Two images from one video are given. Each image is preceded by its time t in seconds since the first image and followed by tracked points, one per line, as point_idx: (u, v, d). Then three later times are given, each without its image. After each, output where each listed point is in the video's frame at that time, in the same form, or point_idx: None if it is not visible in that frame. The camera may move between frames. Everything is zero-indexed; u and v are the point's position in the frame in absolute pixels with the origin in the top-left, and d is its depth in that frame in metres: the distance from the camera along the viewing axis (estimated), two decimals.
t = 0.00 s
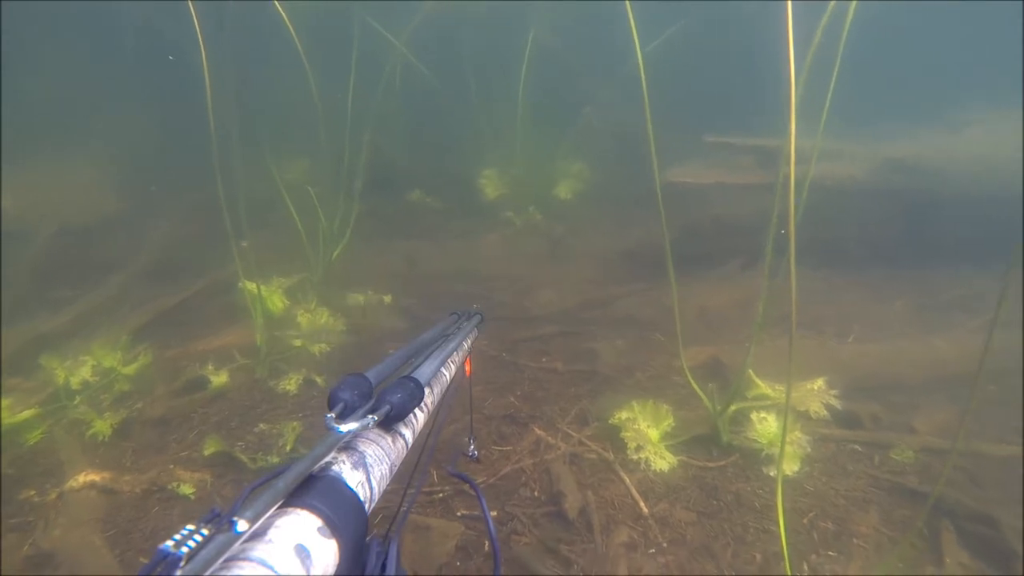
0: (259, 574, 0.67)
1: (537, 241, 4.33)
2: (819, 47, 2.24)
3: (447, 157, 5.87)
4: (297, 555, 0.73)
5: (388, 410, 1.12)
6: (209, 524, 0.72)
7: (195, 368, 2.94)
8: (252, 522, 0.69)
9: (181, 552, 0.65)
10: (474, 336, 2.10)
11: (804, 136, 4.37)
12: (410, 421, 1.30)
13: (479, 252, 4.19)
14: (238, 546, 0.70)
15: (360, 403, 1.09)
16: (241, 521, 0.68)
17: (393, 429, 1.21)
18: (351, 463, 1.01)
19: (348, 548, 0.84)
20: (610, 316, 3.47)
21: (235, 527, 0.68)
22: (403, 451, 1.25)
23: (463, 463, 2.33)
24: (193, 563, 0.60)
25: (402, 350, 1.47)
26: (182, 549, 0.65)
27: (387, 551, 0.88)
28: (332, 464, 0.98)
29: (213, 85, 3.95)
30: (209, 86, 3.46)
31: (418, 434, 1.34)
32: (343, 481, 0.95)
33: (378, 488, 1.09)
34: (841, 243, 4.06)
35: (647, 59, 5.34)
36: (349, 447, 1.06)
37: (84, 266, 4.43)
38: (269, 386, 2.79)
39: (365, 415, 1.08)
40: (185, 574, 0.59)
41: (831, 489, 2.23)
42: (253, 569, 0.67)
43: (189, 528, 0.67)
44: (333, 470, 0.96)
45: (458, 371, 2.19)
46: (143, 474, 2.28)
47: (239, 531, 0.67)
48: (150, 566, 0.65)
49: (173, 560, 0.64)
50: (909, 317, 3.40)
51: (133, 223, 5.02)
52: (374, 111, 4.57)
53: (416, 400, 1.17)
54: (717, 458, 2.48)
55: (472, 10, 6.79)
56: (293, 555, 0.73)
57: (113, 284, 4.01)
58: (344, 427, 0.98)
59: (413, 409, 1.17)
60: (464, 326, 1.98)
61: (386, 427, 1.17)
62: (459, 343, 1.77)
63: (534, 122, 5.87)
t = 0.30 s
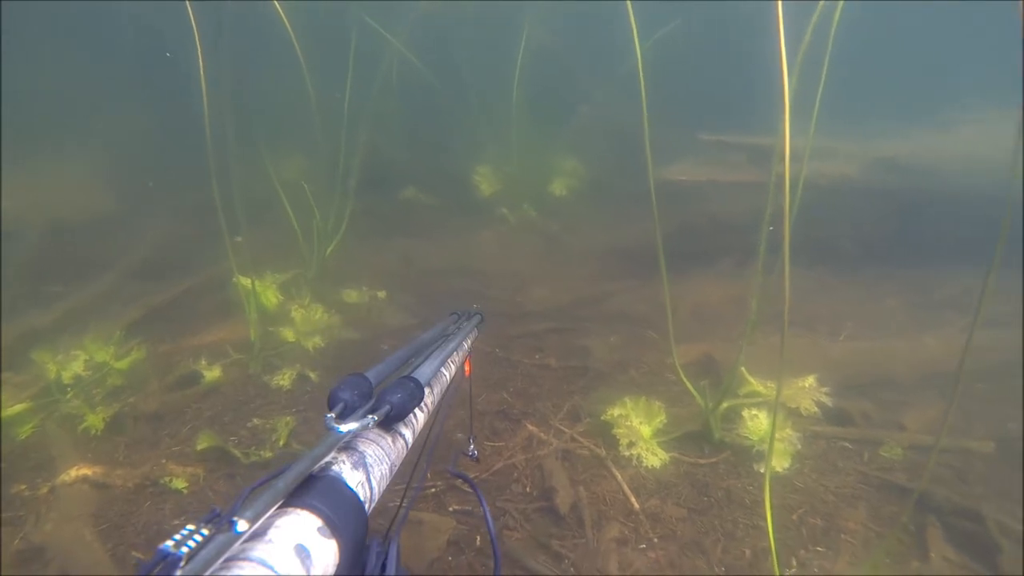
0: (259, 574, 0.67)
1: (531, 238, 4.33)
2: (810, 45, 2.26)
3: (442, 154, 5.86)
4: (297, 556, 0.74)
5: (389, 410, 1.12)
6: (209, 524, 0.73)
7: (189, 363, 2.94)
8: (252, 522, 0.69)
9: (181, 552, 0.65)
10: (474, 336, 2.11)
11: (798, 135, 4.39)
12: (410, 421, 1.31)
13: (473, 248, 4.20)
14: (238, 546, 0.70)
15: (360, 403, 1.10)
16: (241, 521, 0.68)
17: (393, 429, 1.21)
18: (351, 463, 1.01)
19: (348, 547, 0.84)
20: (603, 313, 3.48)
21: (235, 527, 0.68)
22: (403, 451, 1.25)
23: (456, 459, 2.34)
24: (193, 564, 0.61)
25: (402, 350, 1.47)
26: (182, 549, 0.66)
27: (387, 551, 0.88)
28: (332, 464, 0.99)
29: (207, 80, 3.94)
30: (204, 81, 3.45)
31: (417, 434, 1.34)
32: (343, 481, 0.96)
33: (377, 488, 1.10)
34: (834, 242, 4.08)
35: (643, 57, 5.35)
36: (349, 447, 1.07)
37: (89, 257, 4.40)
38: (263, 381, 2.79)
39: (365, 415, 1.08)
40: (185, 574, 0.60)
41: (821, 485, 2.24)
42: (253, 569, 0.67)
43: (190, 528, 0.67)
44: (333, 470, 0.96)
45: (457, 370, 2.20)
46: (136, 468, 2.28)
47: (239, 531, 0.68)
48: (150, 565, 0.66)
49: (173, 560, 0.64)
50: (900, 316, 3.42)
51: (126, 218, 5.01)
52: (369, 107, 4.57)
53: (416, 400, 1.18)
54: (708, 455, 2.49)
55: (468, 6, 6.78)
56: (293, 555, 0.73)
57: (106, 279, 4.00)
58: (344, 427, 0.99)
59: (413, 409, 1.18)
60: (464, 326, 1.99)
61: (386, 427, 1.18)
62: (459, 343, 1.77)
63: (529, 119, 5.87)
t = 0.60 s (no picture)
0: (259, 574, 0.67)
1: (526, 235, 4.34)
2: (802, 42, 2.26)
3: (438, 151, 5.86)
4: (297, 555, 0.73)
5: (389, 410, 1.13)
6: (208, 525, 0.72)
7: (184, 361, 2.94)
8: (252, 522, 0.69)
9: (181, 552, 0.65)
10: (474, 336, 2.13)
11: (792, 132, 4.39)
12: (410, 421, 1.31)
13: (468, 246, 4.20)
14: (238, 545, 0.70)
15: (361, 403, 1.10)
16: (241, 520, 0.68)
17: (393, 429, 1.22)
18: (351, 463, 1.01)
19: (348, 548, 0.84)
20: (598, 310, 3.48)
21: (235, 527, 0.68)
22: (403, 451, 1.26)
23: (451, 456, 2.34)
24: (193, 563, 0.60)
25: (402, 350, 1.48)
26: (181, 549, 0.65)
27: (388, 551, 0.88)
28: (332, 464, 0.99)
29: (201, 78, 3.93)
30: (197, 79, 3.45)
31: (417, 434, 1.35)
32: (343, 480, 0.96)
33: (377, 488, 1.10)
34: (828, 239, 4.09)
35: (637, 54, 5.35)
36: (349, 447, 1.07)
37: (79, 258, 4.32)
38: (258, 379, 2.79)
39: (365, 415, 1.09)
40: (185, 574, 0.59)
41: (814, 481, 2.25)
42: (252, 568, 0.67)
43: (189, 528, 0.67)
44: (333, 470, 0.96)
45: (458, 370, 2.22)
46: (130, 467, 2.29)
47: (238, 531, 0.67)
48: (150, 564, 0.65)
49: (173, 559, 0.64)
50: (894, 312, 3.43)
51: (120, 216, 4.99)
52: (364, 104, 4.56)
53: (416, 400, 1.18)
54: (702, 452, 2.50)
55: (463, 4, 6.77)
56: (293, 555, 0.73)
57: (100, 278, 3.99)
58: (344, 427, 1.00)
59: (413, 409, 1.18)
60: (465, 326, 2.00)
61: (387, 427, 1.18)
62: (459, 343, 1.78)
63: (525, 116, 5.86)
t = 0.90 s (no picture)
0: (259, 574, 0.68)
1: (519, 236, 4.35)
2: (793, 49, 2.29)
3: (432, 151, 5.87)
4: (297, 556, 0.74)
5: (389, 410, 1.14)
6: (209, 525, 0.73)
7: (176, 360, 2.94)
8: (253, 522, 0.70)
9: (181, 552, 0.66)
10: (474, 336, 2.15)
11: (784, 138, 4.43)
12: (410, 421, 1.33)
13: (461, 246, 4.21)
14: (238, 546, 0.71)
15: (360, 403, 1.11)
16: (242, 521, 0.69)
17: (393, 429, 1.23)
18: (351, 463, 1.02)
19: (348, 547, 0.85)
20: (589, 312, 3.50)
21: (235, 527, 0.69)
22: (403, 450, 1.27)
23: (442, 457, 2.36)
24: (193, 563, 0.61)
25: (402, 350, 1.49)
26: (182, 549, 0.66)
27: (387, 551, 0.88)
28: (332, 464, 1.00)
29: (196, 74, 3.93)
30: (192, 76, 3.45)
31: (417, 434, 1.36)
32: (343, 480, 0.97)
33: (377, 488, 1.11)
34: (817, 244, 4.12)
35: (632, 56, 5.38)
36: (349, 447, 1.08)
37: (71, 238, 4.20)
38: (250, 378, 2.80)
39: (365, 415, 1.10)
40: (185, 574, 0.60)
41: (800, 485, 2.28)
42: (253, 569, 0.68)
43: (190, 528, 0.68)
44: (333, 470, 0.97)
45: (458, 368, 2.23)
46: (120, 466, 2.29)
47: (239, 531, 0.68)
48: (151, 565, 0.66)
49: (173, 559, 0.65)
50: (881, 316, 3.47)
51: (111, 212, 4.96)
52: (359, 102, 4.56)
53: (416, 400, 1.20)
54: (690, 455, 2.52)
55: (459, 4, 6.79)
56: (294, 556, 0.74)
57: (91, 274, 3.98)
58: (344, 427, 1.01)
59: (413, 409, 1.19)
60: (464, 326, 2.02)
61: (386, 427, 1.19)
62: (458, 343, 1.80)
63: (519, 117, 5.88)
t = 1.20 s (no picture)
0: (259, 574, 0.69)
1: (508, 241, 4.38)
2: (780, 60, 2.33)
3: (422, 155, 5.88)
4: (297, 555, 0.75)
5: (389, 410, 1.16)
6: (208, 525, 0.74)
7: (164, 364, 2.93)
8: (252, 522, 0.72)
9: (181, 552, 0.67)
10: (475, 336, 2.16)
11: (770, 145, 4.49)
12: (411, 421, 1.34)
13: (451, 250, 4.23)
14: (238, 546, 0.72)
15: (360, 403, 1.12)
16: (241, 521, 0.71)
17: (394, 429, 1.25)
18: (351, 463, 1.04)
19: (348, 547, 0.86)
20: (578, 317, 3.53)
21: (235, 527, 0.70)
22: (403, 450, 1.29)
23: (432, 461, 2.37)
24: (192, 564, 0.63)
25: (403, 350, 1.51)
26: (181, 549, 0.67)
27: (387, 551, 0.89)
28: (332, 464, 1.01)
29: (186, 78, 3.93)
30: (183, 80, 3.45)
31: (418, 434, 1.38)
32: (342, 480, 0.98)
33: (377, 488, 1.13)
34: (803, 250, 4.17)
35: (621, 63, 5.43)
36: (349, 447, 1.10)
37: (59, 233, 4.15)
38: (239, 382, 2.80)
39: (365, 414, 1.11)
40: (185, 574, 0.62)
41: (784, 488, 2.32)
42: (253, 568, 0.69)
43: (190, 529, 0.69)
44: (332, 470, 0.99)
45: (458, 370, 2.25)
46: (107, 471, 2.29)
47: (239, 531, 0.70)
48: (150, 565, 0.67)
49: (173, 559, 0.66)
50: (865, 321, 3.52)
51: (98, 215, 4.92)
52: (350, 107, 4.58)
53: (416, 400, 1.21)
54: (677, 458, 2.55)
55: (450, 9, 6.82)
56: (293, 555, 0.75)
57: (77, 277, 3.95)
58: (344, 427, 1.02)
59: (413, 409, 1.21)
60: (465, 327, 2.03)
61: (386, 427, 1.21)
62: (459, 343, 1.82)
63: (509, 122, 5.91)
